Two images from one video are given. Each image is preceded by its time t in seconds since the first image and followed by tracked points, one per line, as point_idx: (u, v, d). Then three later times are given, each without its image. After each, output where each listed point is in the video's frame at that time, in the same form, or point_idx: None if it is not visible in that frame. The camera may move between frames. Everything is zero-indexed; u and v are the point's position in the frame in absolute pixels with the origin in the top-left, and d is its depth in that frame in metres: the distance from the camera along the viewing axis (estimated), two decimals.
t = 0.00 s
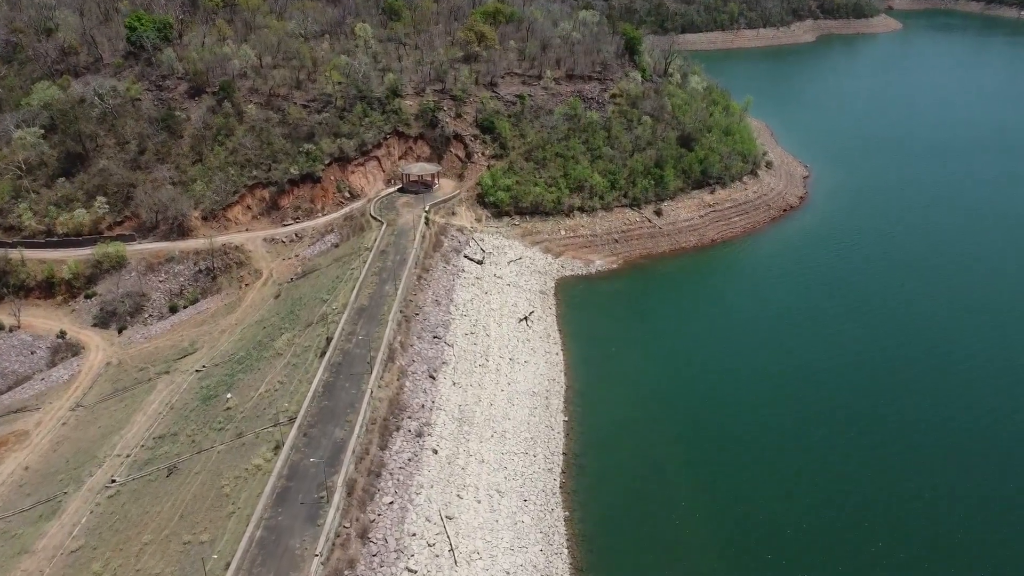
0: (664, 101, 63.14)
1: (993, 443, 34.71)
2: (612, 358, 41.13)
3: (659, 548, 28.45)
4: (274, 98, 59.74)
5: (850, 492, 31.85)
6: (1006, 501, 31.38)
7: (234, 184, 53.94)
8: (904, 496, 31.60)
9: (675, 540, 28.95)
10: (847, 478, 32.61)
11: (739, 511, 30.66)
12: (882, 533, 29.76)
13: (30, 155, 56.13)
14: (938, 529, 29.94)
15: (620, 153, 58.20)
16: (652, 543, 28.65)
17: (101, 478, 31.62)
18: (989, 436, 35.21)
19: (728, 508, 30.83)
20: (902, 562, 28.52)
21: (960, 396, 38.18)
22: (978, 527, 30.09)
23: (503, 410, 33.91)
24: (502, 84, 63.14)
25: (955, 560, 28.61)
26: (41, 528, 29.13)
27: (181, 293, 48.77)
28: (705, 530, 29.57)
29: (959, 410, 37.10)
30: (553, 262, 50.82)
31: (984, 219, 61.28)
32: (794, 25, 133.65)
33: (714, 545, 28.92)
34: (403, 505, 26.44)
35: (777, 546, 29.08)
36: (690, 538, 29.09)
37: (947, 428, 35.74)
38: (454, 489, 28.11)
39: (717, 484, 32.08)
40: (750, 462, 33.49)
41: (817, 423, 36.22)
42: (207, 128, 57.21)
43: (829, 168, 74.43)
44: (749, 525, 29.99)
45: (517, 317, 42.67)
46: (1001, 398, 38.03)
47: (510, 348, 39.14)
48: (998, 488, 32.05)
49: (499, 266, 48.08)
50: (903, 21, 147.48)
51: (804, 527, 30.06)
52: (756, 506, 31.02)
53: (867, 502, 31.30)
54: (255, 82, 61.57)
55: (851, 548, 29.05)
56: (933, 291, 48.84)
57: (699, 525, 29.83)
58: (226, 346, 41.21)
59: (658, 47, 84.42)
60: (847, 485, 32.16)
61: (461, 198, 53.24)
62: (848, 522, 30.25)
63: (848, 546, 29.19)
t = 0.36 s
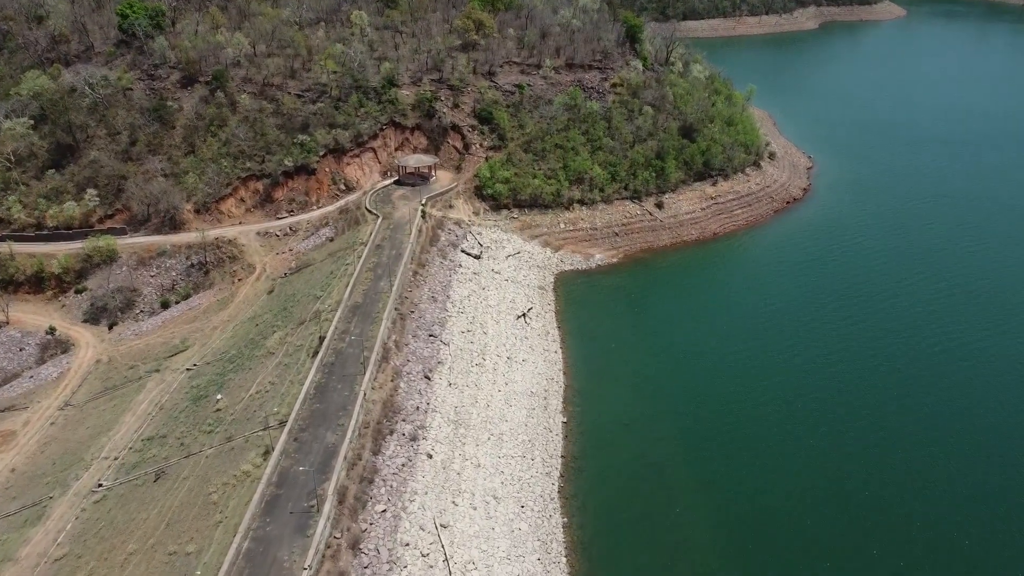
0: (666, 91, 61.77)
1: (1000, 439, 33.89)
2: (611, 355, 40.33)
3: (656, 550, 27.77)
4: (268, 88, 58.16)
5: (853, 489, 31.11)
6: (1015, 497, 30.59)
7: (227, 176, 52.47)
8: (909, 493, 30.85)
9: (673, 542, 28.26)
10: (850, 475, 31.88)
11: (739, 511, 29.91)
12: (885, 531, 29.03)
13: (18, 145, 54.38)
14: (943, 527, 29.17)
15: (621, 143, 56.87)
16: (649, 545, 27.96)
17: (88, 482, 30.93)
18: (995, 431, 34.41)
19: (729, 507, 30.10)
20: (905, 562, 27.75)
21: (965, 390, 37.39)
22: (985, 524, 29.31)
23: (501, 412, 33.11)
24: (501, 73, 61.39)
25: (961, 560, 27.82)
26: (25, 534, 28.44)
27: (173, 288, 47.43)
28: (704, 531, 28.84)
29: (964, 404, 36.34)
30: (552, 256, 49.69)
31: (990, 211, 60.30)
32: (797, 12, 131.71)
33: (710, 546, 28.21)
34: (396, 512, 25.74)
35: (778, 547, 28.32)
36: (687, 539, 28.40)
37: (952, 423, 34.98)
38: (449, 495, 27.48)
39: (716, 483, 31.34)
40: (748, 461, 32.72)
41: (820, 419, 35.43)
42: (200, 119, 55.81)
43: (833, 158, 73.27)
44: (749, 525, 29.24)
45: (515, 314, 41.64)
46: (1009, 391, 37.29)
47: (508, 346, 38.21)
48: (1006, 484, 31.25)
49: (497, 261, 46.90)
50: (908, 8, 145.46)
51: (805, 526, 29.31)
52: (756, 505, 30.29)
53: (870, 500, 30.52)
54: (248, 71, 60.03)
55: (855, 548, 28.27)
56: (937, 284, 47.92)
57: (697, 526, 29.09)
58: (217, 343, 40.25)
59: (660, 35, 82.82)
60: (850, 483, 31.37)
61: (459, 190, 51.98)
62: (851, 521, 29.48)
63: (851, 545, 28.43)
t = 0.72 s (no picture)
0: (667, 93, 60.77)
1: (1004, 439, 33.22)
2: (611, 359, 39.78)
3: (653, 556, 27.25)
4: (263, 90, 56.92)
5: (855, 490, 30.47)
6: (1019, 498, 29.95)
7: (221, 180, 51.51)
8: (912, 493, 30.20)
9: (671, 547, 27.75)
10: (851, 476, 31.24)
11: (738, 514, 29.32)
12: (887, 531, 28.39)
13: (9, 149, 53.40)
14: (946, 527, 28.52)
15: (621, 147, 55.78)
16: (646, 551, 27.44)
17: (73, 499, 30.15)
18: (999, 431, 33.74)
19: (728, 510, 29.54)
20: (908, 563, 27.08)
21: (968, 389, 36.73)
22: (989, 525, 28.66)
23: (498, 426, 32.19)
24: (499, 75, 60.31)
25: (965, 561, 27.14)
26: (6, 554, 27.70)
27: (165, 295, 46.37)
28: (702, 536, 28.28)
29: (967, 404, 35.67)
30: (551, 262, 48.56)
31: (993, 211, 59.58)
32: (798, 12, 130.73)
33: (709, 551, 27.64)
34: (388, 534, 25.08)
35: (777, 550, 27.72)
36: (686, 544, 27.86)
37: (955, 424, 34.30)
38: (444, 515, 26.71)
39: (715, 487, 30.79)
40: (748, 463, 32.13)
41: (821, 421, 34.80)
42: (193, 122, 54.82)
43: (836, 159, 72.38)
44: (748, 529, 28.66)
45: (513, 323, 40.61)
46: (1013, 391, 36.63)
47: (506, 357, 37.20)
48: (1011, 485, 30.61)
49: (495, 267, 45.83)
50: (909, 8, 144.53)
51: (805, 527, 28.70)
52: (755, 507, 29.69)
53: (872, 501, 29.89)
54: (243, 73, 58.95)
55: (856, 549, 27.63)
56: (941, 285, 47.15)
57: (696, 530, 28.55)
58: (209, 353, 39.33)
59: (660, 36, 81.83)
60: (852, 486, 30.68)
61: (456, 195, 50.85)
62: (852, 522, 28.84)
63: (852, 546, 27.79)
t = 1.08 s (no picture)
0: (668, 96, 59.83)
1: (1001, 441, 33.67)
2: (612, 359, 39.84)
3: (656, 556, 27.48)
4: (257, 93, 55.89)
5: (855, 491, 30.80)
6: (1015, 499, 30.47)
7: (214, 185, 50.61)
8: (910, 495, 30.60)
9: (673, 547, 27.96)
10: (851, 477, 31.56)
11: (740, 515, 29.58)
12: (887, 532, 28.77)
13: None
14: (945, 528, 28.97)
15: (621, 151, 54.80)
16: (648, 551, 27.67)
17: (56, 517, 29.26)
18: (996, 434, 34.19)
19: (728, 510, 29.80)
20: (908, 564, 27.46)
21: (966, 392, 37.18)
22: (986, 526, 29.14)
23: (494, 441, 31.29)
24: (498, 78, 59.33)
25: (965, 562, 27.58)
26: None
27: (156, 302, 45.45)
28: (704, 536, 28.52)
29: (965, 406, 36.09)
30: (550, 269, 47.59)
31: (992, 213, 59.71)
32: (799, 12, 129.89)
33: (711, 552, 27.87)
34: (381, 558, 24.41)
35: (779, 551, 28.00)
36: (688, 545, 28.08)
37: (952, 426, 34.74)
38: (438, 537, 25.93)
39: (717, 487, 31.04)
40: (749, 464, 32.37)
41: (818, 424, 34.96)
42: (186, 125, 53.87)
43: (837, 159, 71.94)
44: (749, 529, 28.96)
45: (511, 332, 39.63)
46: (1010, 394, 37.09)
47: (503, 369, 36.25)
48: (1007, 486, 31.11)
49: (492, 274, 44.88)
50: (911, 8, 143.64)
51: (806, 528, 29.02)
52: (757, 508, 29.96)
53: (872, 502, 30.24)
54: (237, 75, 57.94)
55: (857, 550, 27.97)
56: (935, 287, 47.39)
57: (698, 530, 28.78)
58: (199, 363, 38.42)
59: (661, 36, 80.88)
60: (850, 490, 30.88)
61: (454, 200, 49.83)
62: (852, 523, 29.19)
63: (853, 547, 28.15)
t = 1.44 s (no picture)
0: (669, 99, 58.89)
1: (1002, 440, 33.52)
2: (610, 359, 39.70)
3: (654, 557, 27.37)
4: (252, 96, 54.94)
5: (855, 490, 30.66)
6: (1015, 497, 30.32)
7: (207, 190, 49.71)
8: (911, 494, 30.42)
9: (672, 548, 27.85)
10: (850, 476, 31.44)
11: (738, 515, 29.49)
12: (886, 531, 28.66)
13: None
14: (946, 526, 28.87)
15: (622, 155, 53.85)
16: (648, 556, 27.40)
17: (38, 537, 28.36)
18: (998, 432, 34.04)
19: (726, 511, 29.69)
20: (908, 563, 27.34)
21: (968, 390, 37.00)
22: (986, 524, 28.99)
23: (491, 457, 30.37)
24: (496, 80, 58.34)
25: (965, 561, 27.47)
26: None
27: (147, 310, 44.52)
28: (703, 537, 28.43)
29: (965, 404, 35.89)
30: (549, 276, 46.64)
31: (992, 213, 59.40)
32: (801, 12, 128.93)
33: (709, 553, 27.78)
34: None
35: (778, 552, 27.90)
36: (686, 545, 27.99)
37: (953, 424, 34.52)
38: (431, 560, 25.05)
39: (715, 488, 30.96)
40: (747, 464, 32.27)
41: (816, 426, 34.60)
42: (179, 129, 52.95)
43: (838, 161, 71.42)
44: (748, 532, 28.72)
45: (508, 343, 38.68)
46: (1011, 392, 36.89)
47: (501, 381, 35.29)
48: (1008, 484, 30.98)
49: (490, 282, 43.94)
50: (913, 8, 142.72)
51: (805, 528, 28.92)
52: (755, 509, 29.85)
53: (871, 500, 30.14)
54: (231, 78, 56.98)
55: (858, 553, 27.74)
56: (933, 286, 47.11)
57: (696, 532, 28.67)
58: (190, 374, 37.50)
59: (662, 38, 79.95)
60: (851, 493, 30.54)
61: (451, 206, 48.87)
62: (853, 522, 29.10)
63: (852, 545, 28.08)
